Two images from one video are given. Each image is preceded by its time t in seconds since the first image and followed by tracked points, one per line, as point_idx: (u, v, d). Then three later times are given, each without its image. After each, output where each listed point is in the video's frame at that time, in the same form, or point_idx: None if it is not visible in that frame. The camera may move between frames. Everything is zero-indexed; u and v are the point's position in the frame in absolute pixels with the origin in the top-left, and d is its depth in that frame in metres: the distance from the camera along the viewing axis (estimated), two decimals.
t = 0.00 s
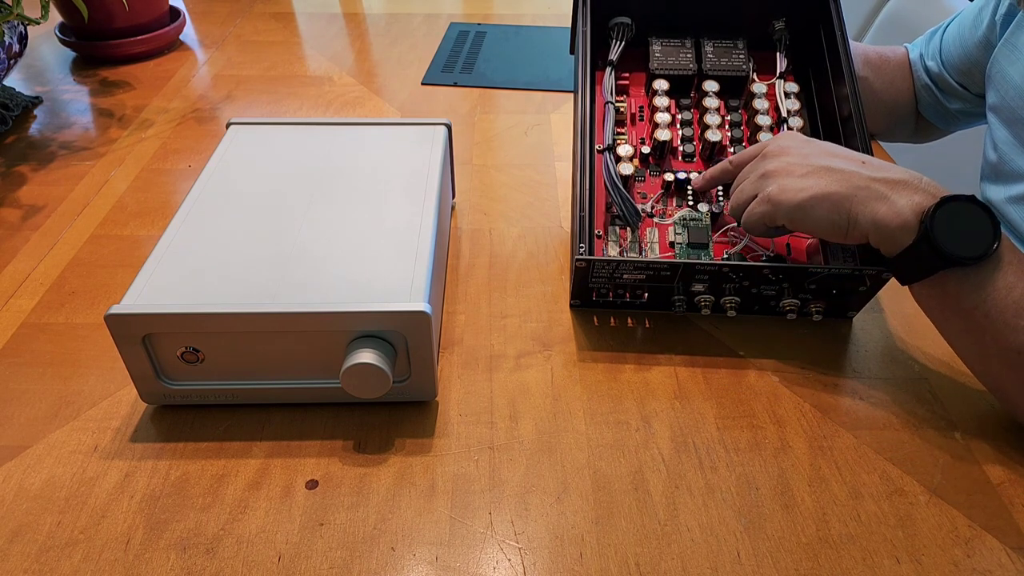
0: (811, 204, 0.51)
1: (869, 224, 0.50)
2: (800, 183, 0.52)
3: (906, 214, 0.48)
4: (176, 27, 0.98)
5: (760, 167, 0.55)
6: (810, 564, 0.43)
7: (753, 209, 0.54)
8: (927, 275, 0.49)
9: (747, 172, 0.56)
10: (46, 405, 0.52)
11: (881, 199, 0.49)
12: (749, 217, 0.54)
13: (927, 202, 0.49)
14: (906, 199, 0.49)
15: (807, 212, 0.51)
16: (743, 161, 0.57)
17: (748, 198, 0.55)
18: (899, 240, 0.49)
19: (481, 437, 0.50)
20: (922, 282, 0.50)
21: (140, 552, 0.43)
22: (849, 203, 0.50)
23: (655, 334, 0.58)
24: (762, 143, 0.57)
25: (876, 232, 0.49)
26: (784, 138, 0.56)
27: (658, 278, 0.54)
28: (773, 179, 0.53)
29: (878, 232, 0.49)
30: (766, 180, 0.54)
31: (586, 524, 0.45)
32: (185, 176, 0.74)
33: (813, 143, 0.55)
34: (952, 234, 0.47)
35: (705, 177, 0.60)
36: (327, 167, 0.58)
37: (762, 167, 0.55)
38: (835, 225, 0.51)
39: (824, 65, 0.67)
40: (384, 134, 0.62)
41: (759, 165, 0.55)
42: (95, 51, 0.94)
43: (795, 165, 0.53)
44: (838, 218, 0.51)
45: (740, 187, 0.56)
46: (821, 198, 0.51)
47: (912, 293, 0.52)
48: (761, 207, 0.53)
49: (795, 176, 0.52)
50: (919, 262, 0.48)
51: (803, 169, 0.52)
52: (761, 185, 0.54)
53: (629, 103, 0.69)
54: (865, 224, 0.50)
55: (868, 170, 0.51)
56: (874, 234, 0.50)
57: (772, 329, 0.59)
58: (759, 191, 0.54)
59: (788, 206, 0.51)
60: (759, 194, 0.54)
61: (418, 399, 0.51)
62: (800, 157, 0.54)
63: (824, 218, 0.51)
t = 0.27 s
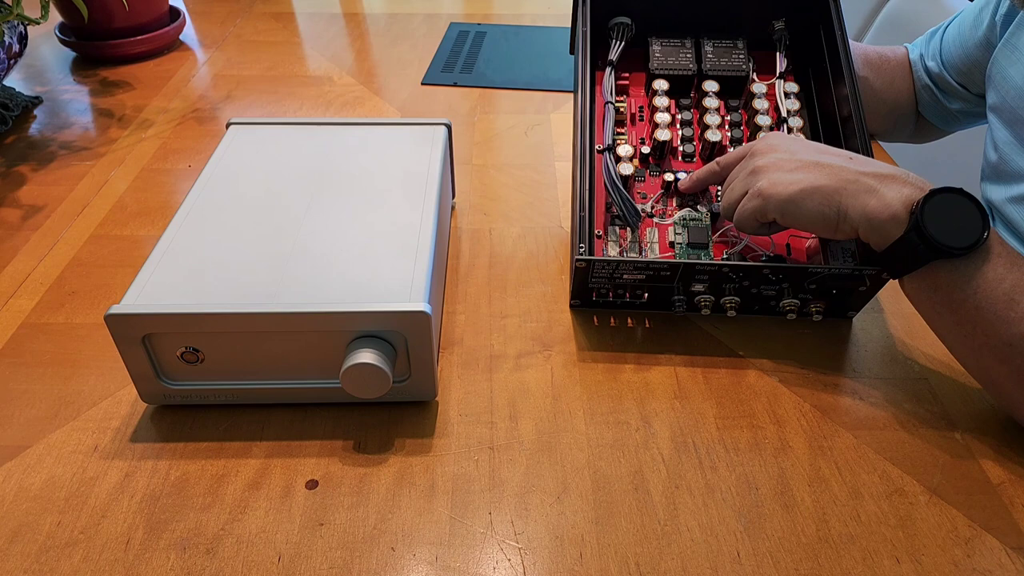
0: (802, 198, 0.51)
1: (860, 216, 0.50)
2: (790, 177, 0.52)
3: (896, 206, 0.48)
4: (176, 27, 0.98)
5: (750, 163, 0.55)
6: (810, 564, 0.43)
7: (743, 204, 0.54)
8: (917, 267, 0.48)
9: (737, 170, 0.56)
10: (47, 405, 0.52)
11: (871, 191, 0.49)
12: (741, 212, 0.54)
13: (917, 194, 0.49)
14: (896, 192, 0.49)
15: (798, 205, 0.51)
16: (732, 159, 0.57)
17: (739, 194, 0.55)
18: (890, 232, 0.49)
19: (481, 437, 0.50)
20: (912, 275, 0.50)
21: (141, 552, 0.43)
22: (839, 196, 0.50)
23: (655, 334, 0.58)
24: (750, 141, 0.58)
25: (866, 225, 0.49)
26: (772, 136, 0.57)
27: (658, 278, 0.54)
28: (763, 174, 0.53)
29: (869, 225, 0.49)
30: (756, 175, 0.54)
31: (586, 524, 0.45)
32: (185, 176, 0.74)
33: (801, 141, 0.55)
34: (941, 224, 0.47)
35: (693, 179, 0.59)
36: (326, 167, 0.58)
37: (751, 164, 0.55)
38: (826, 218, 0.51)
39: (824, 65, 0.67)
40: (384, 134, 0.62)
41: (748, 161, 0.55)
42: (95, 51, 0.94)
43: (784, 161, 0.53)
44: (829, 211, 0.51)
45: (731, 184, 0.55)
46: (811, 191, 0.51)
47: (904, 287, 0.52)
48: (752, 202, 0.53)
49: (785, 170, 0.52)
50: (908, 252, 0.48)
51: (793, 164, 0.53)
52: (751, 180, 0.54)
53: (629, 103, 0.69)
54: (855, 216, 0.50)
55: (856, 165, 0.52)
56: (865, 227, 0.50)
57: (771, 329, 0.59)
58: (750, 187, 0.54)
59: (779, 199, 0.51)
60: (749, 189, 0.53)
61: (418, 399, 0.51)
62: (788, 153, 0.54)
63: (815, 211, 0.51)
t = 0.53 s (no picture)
0: (810, 201, 0.51)
1: (868, 220, 0.49)
2: (799, 180, 0.52)
3: (905, 210, 0.48)
4: (176, 27, 0.98)
5: (758, 165, 0.55)
6: (810, 564, 0.43)
7: (752, 207, 0.54)
8: (926, 271, 0.49)
9: (746, 171, 0.56)
10: (46, 405, 0.52)
11: (881, 195, 0.49)
12: (749, 215, 0.54)
13: (927, 198, 0.49)
14: (905, 195, 0.49)
15: (806, 209, 0.51)
16: (742, 160, 0.57)
17: (747, 197, 0.55)
18: (899, 236, 0.49)
19: (481, 437, 0.50)
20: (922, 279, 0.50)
21: (141, 552, 0.43)
22: (848, 199, 0.50)
23: (655, 334, 0.58)
24: (760, 142, 0.57)
25: (875, 228, 0.49)
26: (782, 137, 0.56)
27: (658, 278, 0.54)
28: (772, 177, 0.53)
29: (878, 229, 0.49)
30: (765, 178, 0.54)
31: (586, 524, 0.45)
32: (185, 176, 0.74)
33: (812, 142, 0.55)
34: (951, 229, 0.47)
35: (702, 177, 0.59)
36: (327, 167, 0.58)
37: (760, 165, 0.55)
38: (834, 221, 0.51)
39: (824, 65, 0.67)
40: (385, 134, 0.62)
41: (757, 163, 0.55)
42: (95, 51, 0.94)
43: (794, 163, 0.53)
44: (837, 214, 0.50)
45: (740, 186, 0.56)
46: (820, 194, 0.50)
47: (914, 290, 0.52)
48: (760, 205, 0.53)
49: (794, 173, 0.52)
50: (917, 257, 0.48)
51: (802, 167, 0.52)
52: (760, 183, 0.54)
53: (629, 103, 0.69)
54: (864, 219, 0.50)
55: (866, 167, 0.51)
56: (873, 231, 0.50)
57: (771, 328, 0.59)
58: (758, 189, 0.54)
59: (787, 203, 0.51)
60: (758, 191, 0.53)
61: (418, 399, 0.51)
62: (798, 155, 0.54)
63: (824, 214, 0.51)
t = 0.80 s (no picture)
0: (819, 198, 0.51)
1: (876, 218, 0.50)
2: (809, 176, 0.51)
3: (913, 209, 0.49)
4: (176, 27, 0.98)
5: (767, 161, 0.55)
6: (810, 564, 0.43)
7: (759, 203, 0.54)
8: (932, 271, 0.49)
9: (755, 167, 0.56)
10: (46, 405, 0.52)
11: (889, 193, 0.49)
12: (757, 211, 0.54)
13: (934, 198, 0.49)
14: (913, 195, 0.49)
15: (814, 205, 0.51)
16: (750, 155, 0.57)
17: (755, 193, 0.55)
18: (906, 235, 0.49)
19: (481, 437, 0.50)
20: (927, 277, 0.50)
21: (141, 552, 0.43)
22: (857, 197, 0.50)
23: (655, 334, 0.58)
24: (768, 138, 0.57)
25: (882, 226, 0.50)
26: (791, 133, 0.56)
27: (658, 278, 0.54)
28: (781, 173, 0.53)
29: (885, 227, 0.50)
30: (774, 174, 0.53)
31: (586, 524, 0.45)
32: (185, 176, 0.74)
33: (820, 138, 0.55)
34: (958, 229, 0.47)
35: (713, 173, 0.59)
36: (326, 167, 0.58)
37: (770, 161, 0.54)
38: (842, 218, 0.51)
39: (824, 65, 0.67)
40: (385, 133, 0.62)
41: (766, 159, 0.55)
42: (95, 52, 0.94)
43: (803, 159, 0.53)
44: (845, 212, 0.50)
45: (748, 183, 0.55)
46: (829, 191, 0.50)
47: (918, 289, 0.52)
48: (769, 201, 0.53)
49: (803, 169, 0.52)
50: (924, 256, 0.49)
51: (811, 163, 0.52)
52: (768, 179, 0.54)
53: (629, 103, 0.69)
54: (872, 217, 0.50)
55: (874, 165, 0.51)
56: (880, 229, 0.50)
57: (771, 328, 0.59)
58: (766, 186, 0.54)
59: (796, 199, 0.51)
60: (766, 188, 0.53)
61: (418, 399, 0.51)
62: (807, 151, 0.53)
63: (832, 211, 0.51)
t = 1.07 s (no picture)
0: (825, 201, 0.51)
1: (883, 219, 0.50)
2: (815, 179, 0.52)
3: (920, 209, 0.48)
4: (176, 27, 0.98)
5: (775, 165, 0.55)
6: (810, 564, 0.43)
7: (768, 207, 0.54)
8: (939, 272, 0.49)
9: (764, 171, 0.56)
10: (46, 405, 0.52)
11: (896, 194, 0.49)
12: (766, 214, 0.55)
13: (942, 198, 0.49)
14: (921, 195, 0.49)
15: (821, 208, 0.51)
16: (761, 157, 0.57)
17: (766, 197, 0.55)
18: (913, 236, 0.49)
19: (481, 437, 0.50)
20: (935, 278, 0.50)
21: (141, 552, 0.43)
22: (862, 199, 0.50)
23: (655, 334, 0.58)
24: (776, 141, 0.57)
25: (889, 227, 0.50)
26: (801, 133, 0.56)
27: (658, 278, 0.54)
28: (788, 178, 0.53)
29: (893, 228, 0.50)
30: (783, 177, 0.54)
31: (586, 524, 0.45)
32: (185, 176, 0.74)
33: (828, 138, 0.55)
34: (966, 232, 0.47)
35: (727, 176, 0.60)
36: (327, 167, 0.58)
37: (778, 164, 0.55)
38: (849, 220, 0.51)
39: (824, 65, 0.67)
40: (385, 133, 0.62)
41: (774, 162, 0.56)
42: (95, 52, 0.94)
43: (810, 162, 0.53)
44: (852, 214, 0.51)
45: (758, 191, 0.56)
46: (834, 194, 0.51)
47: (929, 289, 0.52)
48: (776, 205, 0.53)
49: (810, 172, 0.52)
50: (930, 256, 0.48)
51: (818, 166, 0.53)
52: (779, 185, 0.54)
53: (629, 103, 0.69)
54: (879, 219, 0.50)
55: (882, 164, 0.51)
56: (889, 231, 0.50)
57: (771, 328, 0.59)
58: (775, 191, 0.54)
59: (802, 203, 0.52)
60: (774, 193, 0.54)
61: (418, 399, 0.51)
62: (814, 153, 0.54)
63: (839, 214, 0.51)
